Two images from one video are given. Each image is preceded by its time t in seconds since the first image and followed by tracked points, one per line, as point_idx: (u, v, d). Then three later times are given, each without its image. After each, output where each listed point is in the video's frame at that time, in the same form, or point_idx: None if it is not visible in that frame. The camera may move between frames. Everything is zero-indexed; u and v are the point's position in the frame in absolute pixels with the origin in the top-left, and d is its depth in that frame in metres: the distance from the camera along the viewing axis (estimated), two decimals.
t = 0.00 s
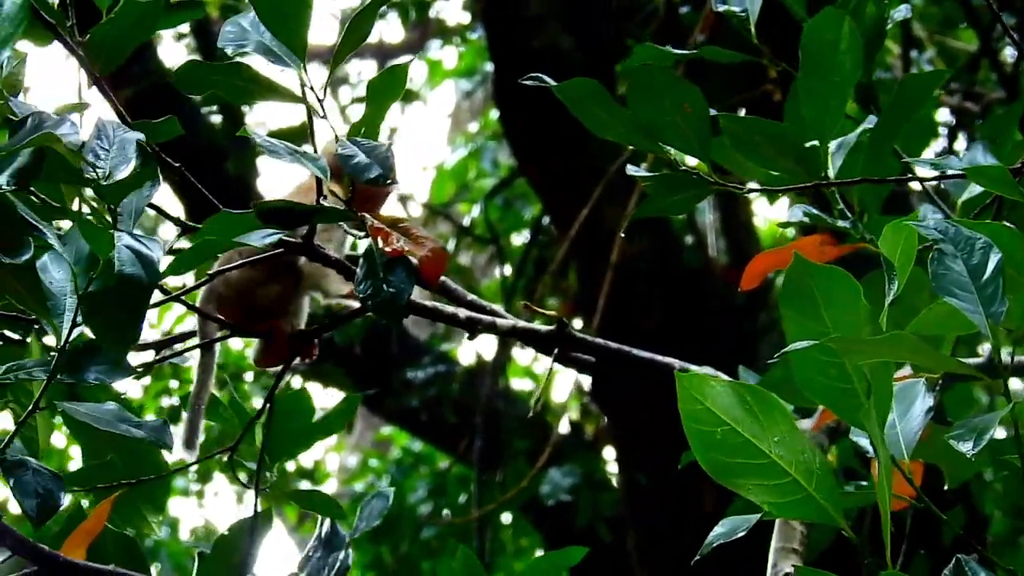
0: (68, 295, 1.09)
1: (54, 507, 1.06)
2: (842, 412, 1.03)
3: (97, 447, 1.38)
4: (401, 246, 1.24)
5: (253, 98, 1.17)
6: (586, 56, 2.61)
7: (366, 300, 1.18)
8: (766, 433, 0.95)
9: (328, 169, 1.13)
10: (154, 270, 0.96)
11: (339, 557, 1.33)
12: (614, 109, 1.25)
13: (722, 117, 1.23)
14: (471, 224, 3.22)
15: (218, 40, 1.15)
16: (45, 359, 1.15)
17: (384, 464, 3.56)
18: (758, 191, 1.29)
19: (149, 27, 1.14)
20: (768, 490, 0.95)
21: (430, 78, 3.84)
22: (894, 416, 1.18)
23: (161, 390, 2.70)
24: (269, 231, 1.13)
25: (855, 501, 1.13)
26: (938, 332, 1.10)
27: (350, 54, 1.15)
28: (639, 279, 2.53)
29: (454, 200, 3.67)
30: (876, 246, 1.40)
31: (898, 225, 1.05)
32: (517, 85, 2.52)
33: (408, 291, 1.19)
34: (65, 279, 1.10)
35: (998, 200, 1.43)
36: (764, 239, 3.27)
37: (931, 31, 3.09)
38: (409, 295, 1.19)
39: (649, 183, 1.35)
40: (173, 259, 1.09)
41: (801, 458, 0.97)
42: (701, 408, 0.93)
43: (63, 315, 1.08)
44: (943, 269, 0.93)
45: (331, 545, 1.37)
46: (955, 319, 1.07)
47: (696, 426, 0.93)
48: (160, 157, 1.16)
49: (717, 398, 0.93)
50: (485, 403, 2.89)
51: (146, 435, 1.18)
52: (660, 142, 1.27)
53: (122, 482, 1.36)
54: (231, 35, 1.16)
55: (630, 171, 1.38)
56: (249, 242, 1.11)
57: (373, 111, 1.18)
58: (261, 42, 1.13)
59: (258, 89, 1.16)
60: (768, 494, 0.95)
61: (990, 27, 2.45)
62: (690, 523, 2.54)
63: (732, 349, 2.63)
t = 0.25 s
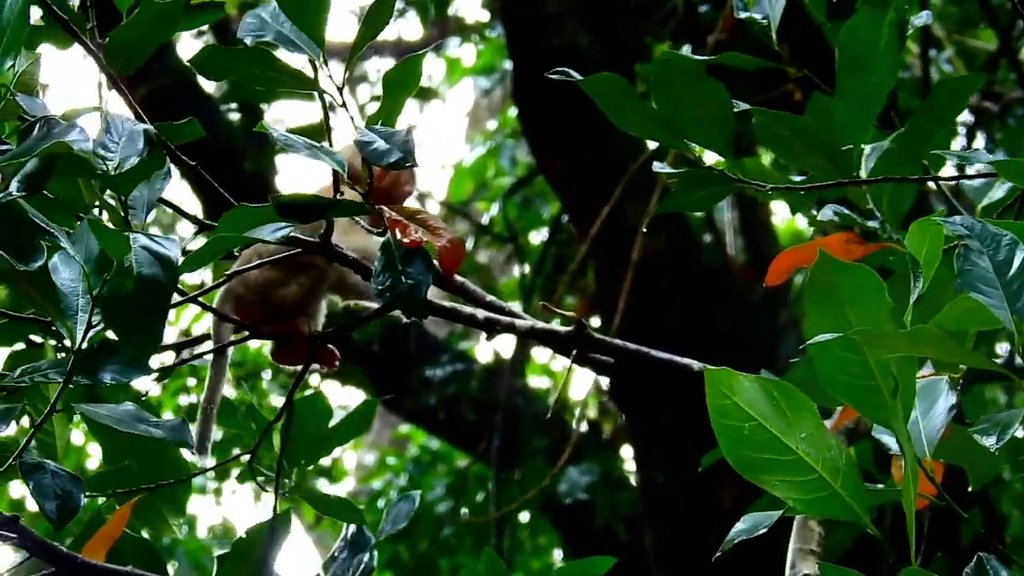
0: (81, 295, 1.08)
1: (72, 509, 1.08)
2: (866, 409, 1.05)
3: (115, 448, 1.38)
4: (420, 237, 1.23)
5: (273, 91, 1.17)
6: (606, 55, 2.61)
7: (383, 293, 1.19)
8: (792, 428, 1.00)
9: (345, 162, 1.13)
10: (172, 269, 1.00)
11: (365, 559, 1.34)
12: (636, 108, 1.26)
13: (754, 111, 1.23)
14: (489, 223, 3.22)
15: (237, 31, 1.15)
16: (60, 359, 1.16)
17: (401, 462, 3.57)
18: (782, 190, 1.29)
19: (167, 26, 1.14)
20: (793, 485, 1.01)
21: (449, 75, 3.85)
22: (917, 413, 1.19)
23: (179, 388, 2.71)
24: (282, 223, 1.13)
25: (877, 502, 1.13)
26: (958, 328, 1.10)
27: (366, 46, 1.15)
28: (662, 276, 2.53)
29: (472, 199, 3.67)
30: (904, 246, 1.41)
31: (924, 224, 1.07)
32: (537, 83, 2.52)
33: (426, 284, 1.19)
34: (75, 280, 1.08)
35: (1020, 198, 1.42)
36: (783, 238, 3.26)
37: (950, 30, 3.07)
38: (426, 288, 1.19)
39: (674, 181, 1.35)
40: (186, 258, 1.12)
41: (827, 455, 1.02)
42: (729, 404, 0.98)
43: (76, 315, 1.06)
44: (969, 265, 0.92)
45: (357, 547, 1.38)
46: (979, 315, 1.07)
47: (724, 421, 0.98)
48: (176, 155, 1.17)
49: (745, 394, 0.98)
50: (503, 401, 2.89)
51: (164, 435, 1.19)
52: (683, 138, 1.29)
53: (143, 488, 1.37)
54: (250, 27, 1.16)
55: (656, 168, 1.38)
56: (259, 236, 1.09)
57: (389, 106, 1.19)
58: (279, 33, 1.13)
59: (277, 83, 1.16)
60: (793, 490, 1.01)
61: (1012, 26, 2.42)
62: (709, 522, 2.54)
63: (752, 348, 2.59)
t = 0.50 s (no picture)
0: (84, 295, 1.14)
1: (80, 508, 1.11)
2: (881, 409, 1.05)
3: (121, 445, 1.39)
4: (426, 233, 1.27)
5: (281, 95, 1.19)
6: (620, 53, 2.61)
7: (393, 291, 1.20)
8: (809, 427, 1.00)
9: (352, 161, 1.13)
10: (167, 268, 0.99)
11: (373, 558, 1.35)
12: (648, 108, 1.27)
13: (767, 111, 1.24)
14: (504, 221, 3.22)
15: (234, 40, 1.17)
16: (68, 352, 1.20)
17: (416, 461, 3.58)
18: (795, 189, 1.28)
19: (177, 30, 1.15)
20: (809, 484, 1.01)
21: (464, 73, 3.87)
22: (929, 414, 1.19)
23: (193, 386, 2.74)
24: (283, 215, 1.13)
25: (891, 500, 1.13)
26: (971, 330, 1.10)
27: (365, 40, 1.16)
28: (677, 274, 2.53)
29: (487, 197, 3.67)
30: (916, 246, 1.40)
31: (934, 224, 1.09)
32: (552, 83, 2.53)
33: (434, 280, 1.20)
34: (79, 279, 1.15)
35: None
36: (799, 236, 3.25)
37: (966, 28, 3.05)
38: (434, 284, 1.20)
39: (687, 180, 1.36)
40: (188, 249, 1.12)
41: (843, 453, 1.02)
42: (747, 403, 0.98)
43: (78, 312, 1.13)
44: (982, 265, 0.93)
45: (364, 547, 1.38)
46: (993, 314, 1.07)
47: (742, 420, 0.98)
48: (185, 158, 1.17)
49: (763, 393, 0.98)
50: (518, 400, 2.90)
51: (169, 430, 1.20)
52: (698, 139, 1.30)
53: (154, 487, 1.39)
54: (248, 36, 1.17)
55: (667, 168, 1.37)
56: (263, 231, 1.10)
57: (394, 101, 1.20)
58: (278, 37, 1.15)
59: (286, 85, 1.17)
60: (810, 489, 1.01)
61: None
62: (724, 522, 2.54)
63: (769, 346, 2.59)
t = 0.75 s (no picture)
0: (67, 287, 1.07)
1: (65, 513, 1.03)
2: (915, 417, 0.98)
3: (109, 441, 1.36)
4: (436, 234, 1.19)
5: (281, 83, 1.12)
6: (639, 39, 2.52)
7: (399, 294, 1.12)
8: (837, 439, 0.92)
9: (357, 155, 1.07)
10: (150, 256, 0.91)
11: (369, 573, 1.28)
12: (668, 95, 1.20)
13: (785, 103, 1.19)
14: (516, 215, 3.14)
15: (235, 23, 1.07)
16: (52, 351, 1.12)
17: (421, 469, 3.52)
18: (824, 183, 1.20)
19: (169, 8, 1.09)
20: (837, 498, 0.93)
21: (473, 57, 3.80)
22: (968, 421, 1.11)
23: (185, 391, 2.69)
24: (275, 203, 1.05)
25: (927, 513, 1.05)
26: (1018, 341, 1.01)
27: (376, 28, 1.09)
28: (698, 273, 2.47)
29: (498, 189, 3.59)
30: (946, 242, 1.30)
31: (971, 218, 0.99)
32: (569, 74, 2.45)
33: (443, 283, 1.13)
34: (63, 274, 1.07)
35: None
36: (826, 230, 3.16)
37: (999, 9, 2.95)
38: (444, 287, 1.13)
39: (705, 173, 1.29)
40: (173, 241, 1.01)
41: (873, 465, 0.94)
42: (770, 412, 0.90)
43: (61, 308, 1.05)
44: (1020, 266, 0.94)
45: (361, 559, 1.32)
46: None
47: (764, 430, 0.90)
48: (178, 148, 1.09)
49: (788, 402, 0.90)
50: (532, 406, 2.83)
51: (159, 429, 1.13)
52: (720, 130, 1.23)
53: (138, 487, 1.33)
54: (248, 18, 1.08)
55: (684, 160, 1.31)
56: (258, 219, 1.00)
57: (400, 93, 1.12)
58: (281, 21, 1.06)
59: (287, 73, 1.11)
60: (838, 504, 0.93)
61: None
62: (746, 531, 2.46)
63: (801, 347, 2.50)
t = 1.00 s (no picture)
0: (77, 291, 1.06)
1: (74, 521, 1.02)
2: (939, 418, 0.95)
3: (119, 450, 1.34)
4: (454, 235, 1.16)
5: (294, 77, 1.12)
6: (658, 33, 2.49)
7: (415, 295, 1.11)
8: (859, 442, 0.89)
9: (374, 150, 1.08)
10: (171, 257, 0.90)
11: None
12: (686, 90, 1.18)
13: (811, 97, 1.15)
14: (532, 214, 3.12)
15: (248, 17, 1.07)
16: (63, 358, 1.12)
17: (434, 474, 3.50)
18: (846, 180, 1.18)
19: None
20: (858, 501, 0.90)
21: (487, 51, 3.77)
22: (991, 423, 1.05)
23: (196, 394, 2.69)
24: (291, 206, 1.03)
25: (952, 518, 1.03)
26: None
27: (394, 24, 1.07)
28: (717, 273, 2.45)
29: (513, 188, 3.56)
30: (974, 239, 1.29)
31: (997, 216, 0.96)
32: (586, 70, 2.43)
33: (460, 285, 1.12)
34: (72, 275, 1.06)
35: None
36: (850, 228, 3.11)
37: None
38: (460, 288, 1.11)
39: (726, 172, 1.27)
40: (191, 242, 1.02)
41: (896, 468, 0.91)
42: (791, 414, 0.87)
43: (72, 310, 1.05)
44: None
45: (376, 566, 1.30)
46: None
47: (784, 433, 0.87)
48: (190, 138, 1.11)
49: (808, 404, 0.87)
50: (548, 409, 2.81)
51: (170, 436, 1.12)
52: (740, 127, 1.20)
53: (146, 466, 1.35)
54: (262, 13, 1.08)
55: (707, 156, 1.30)
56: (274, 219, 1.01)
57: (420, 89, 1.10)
58: (296, 17, 1.06)
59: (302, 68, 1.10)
60: (859, 507, 0.91)
61: None
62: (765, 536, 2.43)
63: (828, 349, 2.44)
